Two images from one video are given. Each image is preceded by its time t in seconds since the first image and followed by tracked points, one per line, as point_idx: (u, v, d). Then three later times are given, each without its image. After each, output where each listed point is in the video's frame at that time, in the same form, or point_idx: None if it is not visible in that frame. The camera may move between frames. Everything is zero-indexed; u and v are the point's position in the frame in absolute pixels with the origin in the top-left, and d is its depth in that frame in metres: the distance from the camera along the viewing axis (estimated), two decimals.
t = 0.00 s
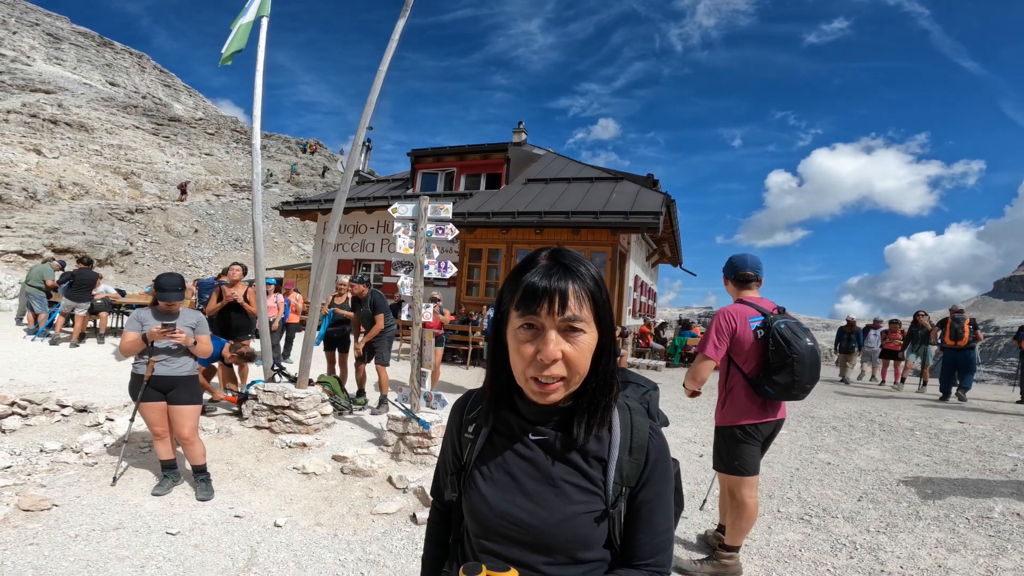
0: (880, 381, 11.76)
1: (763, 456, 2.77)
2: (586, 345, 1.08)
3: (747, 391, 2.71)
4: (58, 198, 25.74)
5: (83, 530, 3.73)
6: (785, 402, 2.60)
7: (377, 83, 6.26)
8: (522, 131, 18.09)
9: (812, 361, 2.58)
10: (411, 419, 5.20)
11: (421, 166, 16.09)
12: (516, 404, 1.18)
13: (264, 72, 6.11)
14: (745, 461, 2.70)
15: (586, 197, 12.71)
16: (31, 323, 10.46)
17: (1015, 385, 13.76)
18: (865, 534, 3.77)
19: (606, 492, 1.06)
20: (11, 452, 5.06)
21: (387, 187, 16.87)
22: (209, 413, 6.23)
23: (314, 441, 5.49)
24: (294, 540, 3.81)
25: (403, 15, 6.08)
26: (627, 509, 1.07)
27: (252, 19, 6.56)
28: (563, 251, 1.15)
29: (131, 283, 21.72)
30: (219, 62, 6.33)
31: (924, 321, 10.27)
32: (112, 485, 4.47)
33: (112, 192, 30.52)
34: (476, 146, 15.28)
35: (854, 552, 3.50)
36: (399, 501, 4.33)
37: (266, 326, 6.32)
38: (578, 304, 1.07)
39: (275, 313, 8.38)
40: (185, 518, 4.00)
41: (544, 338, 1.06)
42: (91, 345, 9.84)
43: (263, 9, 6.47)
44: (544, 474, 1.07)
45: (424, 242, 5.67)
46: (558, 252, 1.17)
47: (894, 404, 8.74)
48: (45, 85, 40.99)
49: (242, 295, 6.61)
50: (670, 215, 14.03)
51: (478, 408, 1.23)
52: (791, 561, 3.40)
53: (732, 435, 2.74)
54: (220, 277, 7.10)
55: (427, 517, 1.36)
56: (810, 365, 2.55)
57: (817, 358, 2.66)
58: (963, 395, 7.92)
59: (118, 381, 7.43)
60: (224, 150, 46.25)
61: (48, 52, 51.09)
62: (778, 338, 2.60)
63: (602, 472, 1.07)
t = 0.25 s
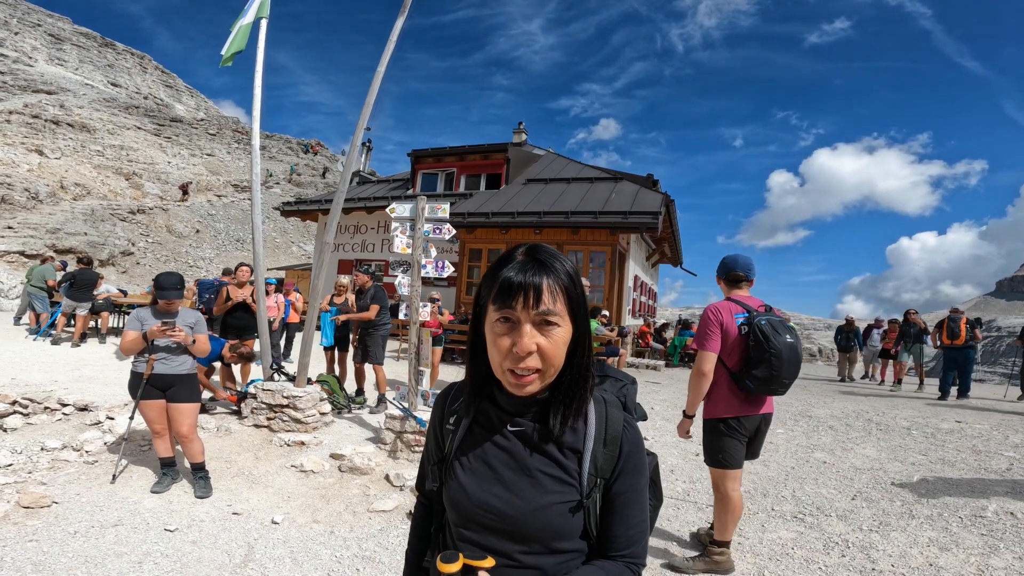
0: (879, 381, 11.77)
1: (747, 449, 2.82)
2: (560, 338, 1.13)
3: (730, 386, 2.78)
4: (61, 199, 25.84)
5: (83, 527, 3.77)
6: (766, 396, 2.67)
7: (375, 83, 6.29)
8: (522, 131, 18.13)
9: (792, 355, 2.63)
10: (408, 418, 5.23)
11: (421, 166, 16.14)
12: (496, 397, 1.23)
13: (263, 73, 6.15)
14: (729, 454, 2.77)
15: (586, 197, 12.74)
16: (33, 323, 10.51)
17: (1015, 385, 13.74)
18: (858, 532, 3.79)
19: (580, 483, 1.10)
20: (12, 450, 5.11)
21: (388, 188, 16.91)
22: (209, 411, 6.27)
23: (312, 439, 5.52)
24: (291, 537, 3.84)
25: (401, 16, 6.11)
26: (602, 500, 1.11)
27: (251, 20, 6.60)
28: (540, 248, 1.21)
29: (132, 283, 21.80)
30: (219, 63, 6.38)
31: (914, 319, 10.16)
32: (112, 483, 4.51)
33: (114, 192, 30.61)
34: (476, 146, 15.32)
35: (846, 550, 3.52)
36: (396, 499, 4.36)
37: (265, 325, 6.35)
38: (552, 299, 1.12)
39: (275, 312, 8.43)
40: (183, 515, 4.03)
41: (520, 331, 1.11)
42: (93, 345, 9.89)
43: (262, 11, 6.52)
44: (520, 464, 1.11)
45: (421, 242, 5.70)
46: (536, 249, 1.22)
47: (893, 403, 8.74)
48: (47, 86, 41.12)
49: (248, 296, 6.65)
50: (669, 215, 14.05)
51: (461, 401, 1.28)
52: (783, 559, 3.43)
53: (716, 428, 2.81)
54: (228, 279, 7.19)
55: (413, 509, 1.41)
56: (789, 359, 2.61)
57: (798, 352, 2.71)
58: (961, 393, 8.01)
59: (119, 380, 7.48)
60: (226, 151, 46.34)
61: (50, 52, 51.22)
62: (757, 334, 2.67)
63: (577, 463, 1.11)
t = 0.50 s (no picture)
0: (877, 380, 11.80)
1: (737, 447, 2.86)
2: (552, 336, 1.16)
3: (721, 384, 2.82)
4: (60, 199, 25.84)
5: (83, 526, 3.79)
6: (754, 393, 2.71)
7: (373, 84, 6.31)
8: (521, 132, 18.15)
9: (780, 354, 2.66)
10: (406, 417, 5.25)
11: (420, 167, 16.17)
12: (489, 394, 1.26)
13: (262, 73, 6.17)
14: (718, 450, 2.81)
15: (584, 197, 12.76)
16: (32, 323, 10.52)
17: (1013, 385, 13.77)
18: (854, 532, 3.82)
19: (572, 479, 1.12)
20: (12, 450, 5.12)
21: (387, 188, 16.93)
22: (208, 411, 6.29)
23: (311, 439, 5.55)
24: (289, 536, 3.86)
25: (400, 17, 6.13)
26: (593, 496, 1.13)
27: (250, 21, 6.62)
28: (532, 248, 1.24)
29: (132, 284, 21.80)
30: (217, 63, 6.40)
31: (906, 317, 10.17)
32: (112, 482, 4.53)
33: (113, 193, 30.60)
34: (474, 147, 15.35)
35: (841, 550, 3.55)
36: (394, 498, 4.39)
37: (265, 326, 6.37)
38: (543, 298, 1.15)
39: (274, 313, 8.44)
40: (183, 514, 4.06)
41: (512, 329, 1.13)
42: (92, 345, 9.90)
43: (261, 12, 6.53)
44: (513, 460, 1.14)
45: (419, 242, 5.72)
46: (528, 249, 1.25)
47: (890, 403, 8.77)
48: (45, 86, 41.10)
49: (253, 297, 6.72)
50: (667, 216, 14.07)
51: (454, 399, 1.31)
52: (778, 558, 3.45)
53: (706, 424, 2.87)
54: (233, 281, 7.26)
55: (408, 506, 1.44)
56: (777, 359, 2.64)
57: (788, 351, 2.73)
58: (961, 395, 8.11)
59: (118, 380, 7.50)
60: (225, 151, 46.31)
61: (48, 52, 51.15)
62: (745, 333, 2.72)
63: (569, 460, 1.14)
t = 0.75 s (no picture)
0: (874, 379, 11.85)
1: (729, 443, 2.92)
2: (548, 334, 1.17)
3: (714, 381, 2.89)
4: (55, 200, 25.74)
5: (81, 527, 3.79)
6: (744, 390, 2.77)
7: (371, 85, 6.32)
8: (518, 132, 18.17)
9: (768, 352, 2.74)
10: (405, 418, 5.27)
11: (418, 167, 16.18)
12: (486, 394, 1.27)
13: (260, 74, 6.17)
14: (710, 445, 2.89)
15: (582, 198, 12.78)
16: (28, 324, 10.48)
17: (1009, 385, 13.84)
18: (850, 531, 3.85)
19: (570, 478, 1.14)
20: (9, 451, 5.11)
21: (384, 189, 16.93)
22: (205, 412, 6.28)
23: (309, 439, 5.55)
24: (288, 536, 3.87)
25: (397, 17, 6.14)
26: (591, 495, 1.15)
27: (247, 21, 6.62)
28: (527, 247, 1.25)
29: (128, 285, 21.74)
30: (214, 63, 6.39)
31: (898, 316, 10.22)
32: (109, 483, 4.52)
33: (109, 194, 30.51)
34: (472, 147, 15.36)
35: (838, 548, 3.58)
36: (393, 499, 4.40)
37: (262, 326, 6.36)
38: (538, 297, 1.17)
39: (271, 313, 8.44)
40: (180, 515, 4.06)
41: (508, 328, 1.15)
42: (88, 346, 9.87)
43: (258, 12, 6.53)
44: (511, 459, 1.15)
45: (418, 243, 5.73)
46: (523, 248, 1.27)
47: (886, 402, 8.81)
48: (40, 86, 40.93)
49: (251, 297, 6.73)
50: (664, 216, 14.12)
51: (453, 398, 1.32)
52: (776, 557, 3.48)
53: (700, 421, 2.95)
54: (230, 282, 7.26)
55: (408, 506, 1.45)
56: (764, 357, 2.72)
57: (778, 349, 2.80)
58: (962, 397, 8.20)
59: (115, 381, 7.48)
60: (221, 151, 46.18)
61: (43, 52, 50.94)
62: (736, 332, 2.78)
63: (566, 458, 1.15)
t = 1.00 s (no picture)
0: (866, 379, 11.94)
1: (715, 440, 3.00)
2: (537, 337, 1.18)
3: (699, 380, 3.01)
4: (43, 201, 25.46)
5: (70, 529, 3.75)
6: (724, 387, 2.86)
7: (362, 86, 6.31)
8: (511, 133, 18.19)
9: (746, 350, 2.81)
10: (398, 419, 5.26)
11: (411, 168, 16.17)
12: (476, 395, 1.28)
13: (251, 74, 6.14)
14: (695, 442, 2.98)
15: (575, 199, 12.81)
16: (16, 326, 10.35)
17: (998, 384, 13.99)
18: (842, 530, 3.89)
19: (559, 479, 1.15)
20: None
21: (377, 190, 16.89)
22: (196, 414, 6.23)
23: (301, 441, 5.53)
24: (280, 538, 3.85)
25: (389, 18, 6.14)
26: (580, 496, 1.16)
27: (238, 21, 6.59)
28: (517, 250, 1.26)
29: (118, 286, 21.54)
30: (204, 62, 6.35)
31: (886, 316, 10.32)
32: (99, 486, 4.48)
33: (98, 195, 30.23)
34: (465, 148, 15.36)
35: (830, 548, 3.61)
36: (386, 500, 4.39)
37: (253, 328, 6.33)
38: (528, 300, 1.18)
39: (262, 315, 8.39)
40: (171, 517, 4.03)
41: (497, 330, 1.16)
42: (77, 349, 9.77)
43: (249, 12, 6.50)
44: (500, 460, 1.16)
45: (409, 244, 5.73)
46: (513, 251, 1.28)
47: (875, 402, 8.90)
48: (29, 87, 40.50)
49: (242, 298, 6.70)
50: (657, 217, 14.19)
51: (443, 400, 1.33)
52: (768, 557, 3.51)
53: (688, 418, 3.06)
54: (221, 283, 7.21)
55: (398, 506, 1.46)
56: (740, 354, 2.78)
57: (758, 347, 2.85)
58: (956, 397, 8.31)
59: (106, 383, 7.41)
60: (212, 152, 45.85)
61: (31, 52, 50.39)
62: (715, 330, 2.89)
63: (555, 460, 1.16)
